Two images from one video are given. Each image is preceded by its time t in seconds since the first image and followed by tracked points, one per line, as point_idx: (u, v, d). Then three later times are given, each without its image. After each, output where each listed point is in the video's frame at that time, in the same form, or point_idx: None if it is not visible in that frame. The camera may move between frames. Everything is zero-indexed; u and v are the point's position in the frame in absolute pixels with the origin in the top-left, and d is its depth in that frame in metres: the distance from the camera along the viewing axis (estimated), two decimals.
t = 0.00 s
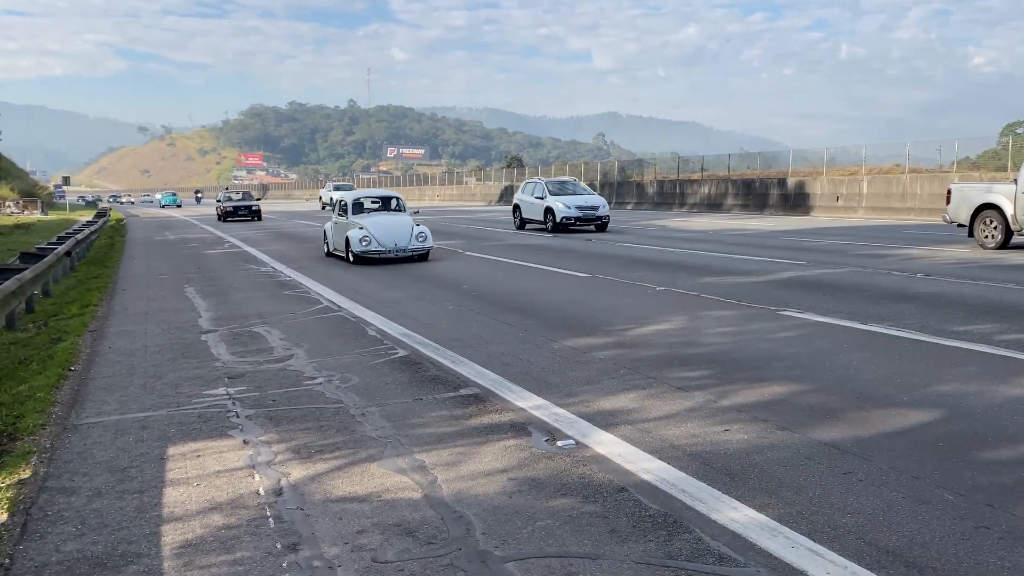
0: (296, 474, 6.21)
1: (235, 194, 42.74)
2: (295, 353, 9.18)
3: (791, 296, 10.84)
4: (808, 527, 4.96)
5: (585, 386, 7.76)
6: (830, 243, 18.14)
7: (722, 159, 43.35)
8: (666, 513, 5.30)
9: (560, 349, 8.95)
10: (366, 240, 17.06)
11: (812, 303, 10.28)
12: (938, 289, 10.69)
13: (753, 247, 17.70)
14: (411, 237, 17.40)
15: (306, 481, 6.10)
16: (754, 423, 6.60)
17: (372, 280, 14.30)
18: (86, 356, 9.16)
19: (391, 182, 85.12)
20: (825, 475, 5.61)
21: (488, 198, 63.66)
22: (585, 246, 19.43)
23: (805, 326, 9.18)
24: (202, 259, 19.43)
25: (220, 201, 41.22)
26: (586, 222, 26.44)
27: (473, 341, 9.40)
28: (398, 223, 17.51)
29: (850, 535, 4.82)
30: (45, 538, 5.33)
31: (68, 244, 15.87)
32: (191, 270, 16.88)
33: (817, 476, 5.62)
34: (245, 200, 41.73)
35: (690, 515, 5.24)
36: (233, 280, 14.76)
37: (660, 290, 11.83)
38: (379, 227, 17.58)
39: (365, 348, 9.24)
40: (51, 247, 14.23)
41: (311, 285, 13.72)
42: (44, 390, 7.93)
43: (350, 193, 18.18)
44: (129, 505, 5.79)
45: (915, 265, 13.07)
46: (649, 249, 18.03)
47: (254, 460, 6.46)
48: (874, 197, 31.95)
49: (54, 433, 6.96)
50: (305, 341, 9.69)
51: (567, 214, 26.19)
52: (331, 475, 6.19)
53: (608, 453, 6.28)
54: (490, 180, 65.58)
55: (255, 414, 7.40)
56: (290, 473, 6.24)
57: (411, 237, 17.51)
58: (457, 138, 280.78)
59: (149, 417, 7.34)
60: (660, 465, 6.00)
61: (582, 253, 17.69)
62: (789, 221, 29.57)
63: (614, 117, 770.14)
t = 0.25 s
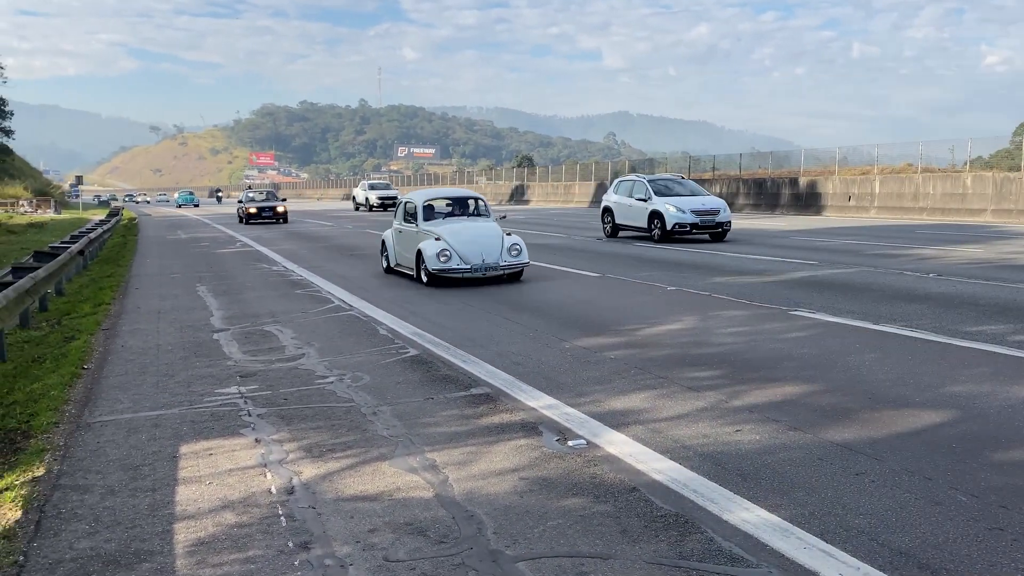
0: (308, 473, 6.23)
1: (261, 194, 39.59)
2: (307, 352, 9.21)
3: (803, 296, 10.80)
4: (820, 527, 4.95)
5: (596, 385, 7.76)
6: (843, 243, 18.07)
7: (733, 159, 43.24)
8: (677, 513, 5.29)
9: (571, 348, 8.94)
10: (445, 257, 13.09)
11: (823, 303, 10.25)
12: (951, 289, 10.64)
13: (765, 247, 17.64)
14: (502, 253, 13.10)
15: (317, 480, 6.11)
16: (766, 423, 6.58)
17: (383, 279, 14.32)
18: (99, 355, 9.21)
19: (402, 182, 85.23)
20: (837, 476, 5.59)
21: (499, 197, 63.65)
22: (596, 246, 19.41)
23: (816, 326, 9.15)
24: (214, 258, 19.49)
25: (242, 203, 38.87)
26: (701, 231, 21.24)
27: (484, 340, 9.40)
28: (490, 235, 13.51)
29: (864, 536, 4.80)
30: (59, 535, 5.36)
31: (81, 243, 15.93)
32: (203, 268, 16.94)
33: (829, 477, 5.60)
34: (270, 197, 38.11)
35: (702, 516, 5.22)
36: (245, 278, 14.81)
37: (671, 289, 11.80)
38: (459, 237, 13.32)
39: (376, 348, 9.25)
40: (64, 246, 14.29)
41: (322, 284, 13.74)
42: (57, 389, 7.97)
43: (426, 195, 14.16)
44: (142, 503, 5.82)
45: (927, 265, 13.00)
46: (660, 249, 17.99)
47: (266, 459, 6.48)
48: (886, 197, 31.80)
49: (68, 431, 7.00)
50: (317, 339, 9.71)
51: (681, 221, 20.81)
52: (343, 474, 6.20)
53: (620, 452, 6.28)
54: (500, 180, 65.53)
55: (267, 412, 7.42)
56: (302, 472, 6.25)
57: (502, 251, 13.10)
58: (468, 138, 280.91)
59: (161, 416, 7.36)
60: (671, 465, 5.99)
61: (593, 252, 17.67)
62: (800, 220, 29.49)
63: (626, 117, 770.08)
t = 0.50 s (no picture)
0: (319, 471, 6.24)
1: (285, 194, 35.58)
2: (318, 351, 9.22)
3: (814, 295, 10.76)
4: (833, 528, 4.93)
5: (607, 385, 7.75)
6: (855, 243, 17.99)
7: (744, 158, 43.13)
8: (689, 514, 5.28)
9: (582, 348, 8.93)
10: (584, 286, 9.48)
11: (835, 303, 10.21)
12: (964, 289, 10.59)
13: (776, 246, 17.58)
14: (667, 277, 9.54)
15: (329, 479, 6.12)
16: (778, 423, 6.56)
17: (394, 278, 14.33)
18: (111, 353, 9.24)
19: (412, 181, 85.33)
20: (850, 477, 5.57)
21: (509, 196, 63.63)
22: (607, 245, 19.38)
23: (828, 326, 9.11)
24: (226, 257, 19.54)
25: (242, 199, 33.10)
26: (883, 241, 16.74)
27: (494, 339, 9.40)
28: (635, 245, 10.01)
29: (878, 537, 4.78)
30: (72, 533, 5.38)
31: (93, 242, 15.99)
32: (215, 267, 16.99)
33: (842, 477, 5.58)
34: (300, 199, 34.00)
35: (713, 516, 5.21)
36: (257, 277, 14.84)
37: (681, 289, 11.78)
38: (601, 254, 9.71)
39: (387, 347, 9.26)
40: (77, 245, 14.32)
41: (333, 283, 13.76)
42: (70, 387, 8.00)
43: (543, 196, 10.85)
44: (154, 501, 5.84)
45: (940, 265, 12.94)
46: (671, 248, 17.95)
47: (277, 457, 6.50)
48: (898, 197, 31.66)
49: (80, 429, 7.03)
50: (328, 338, 9.73)
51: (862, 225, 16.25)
52: (354, 473, 6.21)
53: (631, 452, 6.27)
54: (511, 179, 65.53)
55: (278, 411, 7.44)
56: (314, 471, 6.27)
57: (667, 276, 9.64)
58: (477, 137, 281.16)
59: (173, 414, 7.39)
60: (683, 465, 5.97)
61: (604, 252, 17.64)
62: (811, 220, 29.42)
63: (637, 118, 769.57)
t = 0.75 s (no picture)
0: (332, 471, 6.26)
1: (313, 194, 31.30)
2: (330, 350, 9.25)
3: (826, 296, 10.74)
4: (848, 530, 4.92)
5: (618, 385, 7.75)
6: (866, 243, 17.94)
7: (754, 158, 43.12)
8: (702, 514, 5.27)
9: (593, 348, 8.94)
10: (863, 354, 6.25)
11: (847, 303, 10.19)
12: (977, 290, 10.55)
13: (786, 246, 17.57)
14: None
15: (342, 478, 6.13)
16: (792, 424, 6.55)
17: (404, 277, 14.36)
18: (124, 352, 9.27)
19: (421, 181, 85.45)
20: (865, 478, 5.56)
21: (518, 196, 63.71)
22: (617, 245, 19.39)
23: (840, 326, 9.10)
24: (237, 257, 19.61)
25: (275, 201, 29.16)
26: None
27: (505, 339, 9.41)
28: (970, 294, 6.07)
29: (892, 539, 4.77)
30: (86, 531, 5.40)
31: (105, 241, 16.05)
32: (227, 267, 17.06)
33: (857, 479, 5.57)
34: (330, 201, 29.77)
35: (727, 517, 5.21)
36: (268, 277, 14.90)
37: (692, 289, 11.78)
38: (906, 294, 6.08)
39: (399, 346, 9.27)
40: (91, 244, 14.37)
41: (344, 282, 13.78)
42: (83, 385, 8.03)
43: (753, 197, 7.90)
44: (168, 499, 5.86)
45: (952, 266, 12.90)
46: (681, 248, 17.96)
47: (290, 456, 6.51)
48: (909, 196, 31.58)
49: (94, 428, 7.06)
50: (339, 337, 9.75)
51: None
52: (367, 472, 6.22)
53: (643, 453, 6.27)
54: (520, 179, 65.59)
55: (290, 410, 7.46)
56: (326, 470, 6.28)
57: None
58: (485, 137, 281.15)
59: (186, 413, 7.41)
60: (695, 466, 5.97)
61: (614, 252, 17.64)
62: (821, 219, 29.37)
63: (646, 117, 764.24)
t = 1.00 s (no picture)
0: (345, 471, 6.27)
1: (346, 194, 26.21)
2: (341, 350, 9.26)
3: (837, 296, 10.72)
4: (862, 532, 4.91)
5: (630, 386, 7.74)
6: (876, 243, 17.90)
7: (763, 158, 43.03)
8: (717, 516, 5.27)
9: (604, 348, 8.94)
10: None
11: (857, 303, 10.17)
12: (988, 289, 10.52)
13: (796, 246, 17.52)
14: None
15: (355, 478, 6.15)
16: (805, 426, 6.54)
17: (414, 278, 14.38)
18: (137, 352, 9.30)
19: (429, 181, 85.49)
20: (879, 480, 5.55)
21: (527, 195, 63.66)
22: (627, 245, 19.38)
23: (852, 327, 9.08)
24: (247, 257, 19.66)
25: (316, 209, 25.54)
26: None
27: (516, 339, 9.42)
28: None
29: (907, 541, 4.76)
30: (102, 531, 5.42)
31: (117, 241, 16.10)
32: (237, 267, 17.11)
33: (871, 480, 5.56)
34: (368, 201, 25.19)
35: (741, 518, 5.20)
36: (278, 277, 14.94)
37: (702, 289, 11.77)
38: None
39: (410, 346, 9.28)
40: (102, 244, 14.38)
41: (354, 282, 13.80)
42: (97, 385, 8.06)
43: None
44: (182, 499, 5.88)
45: (962, 266, 12.86)
46: (690, 249, 17.93)
47: (303, 456, 6.53)
48: (919, 196, 31.50)
49: (108, 428, 7.08)
50: (350, 338, 9.77)
51: None
52: (380, 472, 6.24)
53: (656, 453, 6.27)
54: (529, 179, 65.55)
55: (302, 410, 7.48)
56: (339, 470, 6.29)
57: None
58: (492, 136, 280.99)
59: (199, 413, 7.44)
60: (709, 467, 5.97)
61: (623, 252, 17.63)
62: (831, 219, 29.28)
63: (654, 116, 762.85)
